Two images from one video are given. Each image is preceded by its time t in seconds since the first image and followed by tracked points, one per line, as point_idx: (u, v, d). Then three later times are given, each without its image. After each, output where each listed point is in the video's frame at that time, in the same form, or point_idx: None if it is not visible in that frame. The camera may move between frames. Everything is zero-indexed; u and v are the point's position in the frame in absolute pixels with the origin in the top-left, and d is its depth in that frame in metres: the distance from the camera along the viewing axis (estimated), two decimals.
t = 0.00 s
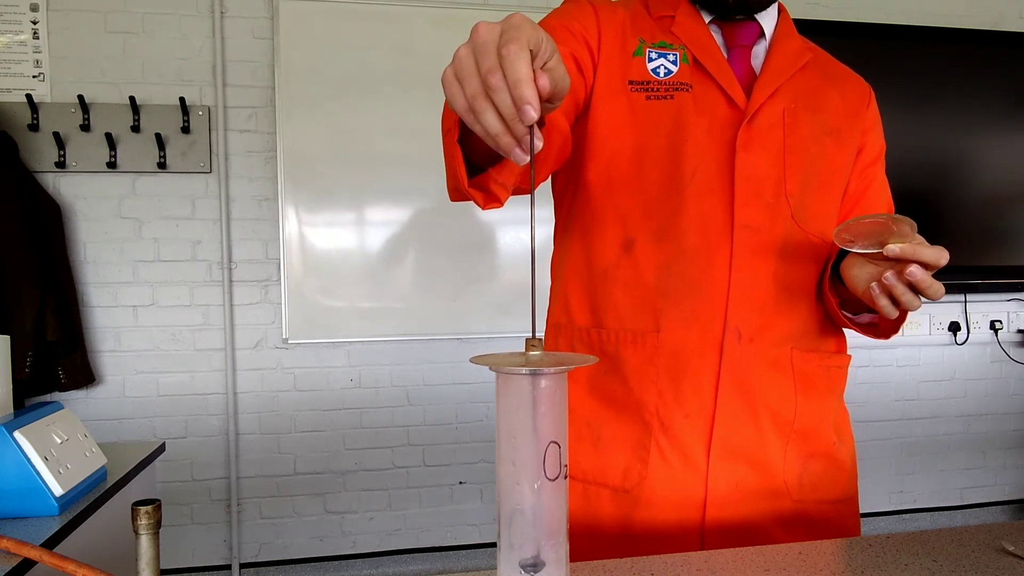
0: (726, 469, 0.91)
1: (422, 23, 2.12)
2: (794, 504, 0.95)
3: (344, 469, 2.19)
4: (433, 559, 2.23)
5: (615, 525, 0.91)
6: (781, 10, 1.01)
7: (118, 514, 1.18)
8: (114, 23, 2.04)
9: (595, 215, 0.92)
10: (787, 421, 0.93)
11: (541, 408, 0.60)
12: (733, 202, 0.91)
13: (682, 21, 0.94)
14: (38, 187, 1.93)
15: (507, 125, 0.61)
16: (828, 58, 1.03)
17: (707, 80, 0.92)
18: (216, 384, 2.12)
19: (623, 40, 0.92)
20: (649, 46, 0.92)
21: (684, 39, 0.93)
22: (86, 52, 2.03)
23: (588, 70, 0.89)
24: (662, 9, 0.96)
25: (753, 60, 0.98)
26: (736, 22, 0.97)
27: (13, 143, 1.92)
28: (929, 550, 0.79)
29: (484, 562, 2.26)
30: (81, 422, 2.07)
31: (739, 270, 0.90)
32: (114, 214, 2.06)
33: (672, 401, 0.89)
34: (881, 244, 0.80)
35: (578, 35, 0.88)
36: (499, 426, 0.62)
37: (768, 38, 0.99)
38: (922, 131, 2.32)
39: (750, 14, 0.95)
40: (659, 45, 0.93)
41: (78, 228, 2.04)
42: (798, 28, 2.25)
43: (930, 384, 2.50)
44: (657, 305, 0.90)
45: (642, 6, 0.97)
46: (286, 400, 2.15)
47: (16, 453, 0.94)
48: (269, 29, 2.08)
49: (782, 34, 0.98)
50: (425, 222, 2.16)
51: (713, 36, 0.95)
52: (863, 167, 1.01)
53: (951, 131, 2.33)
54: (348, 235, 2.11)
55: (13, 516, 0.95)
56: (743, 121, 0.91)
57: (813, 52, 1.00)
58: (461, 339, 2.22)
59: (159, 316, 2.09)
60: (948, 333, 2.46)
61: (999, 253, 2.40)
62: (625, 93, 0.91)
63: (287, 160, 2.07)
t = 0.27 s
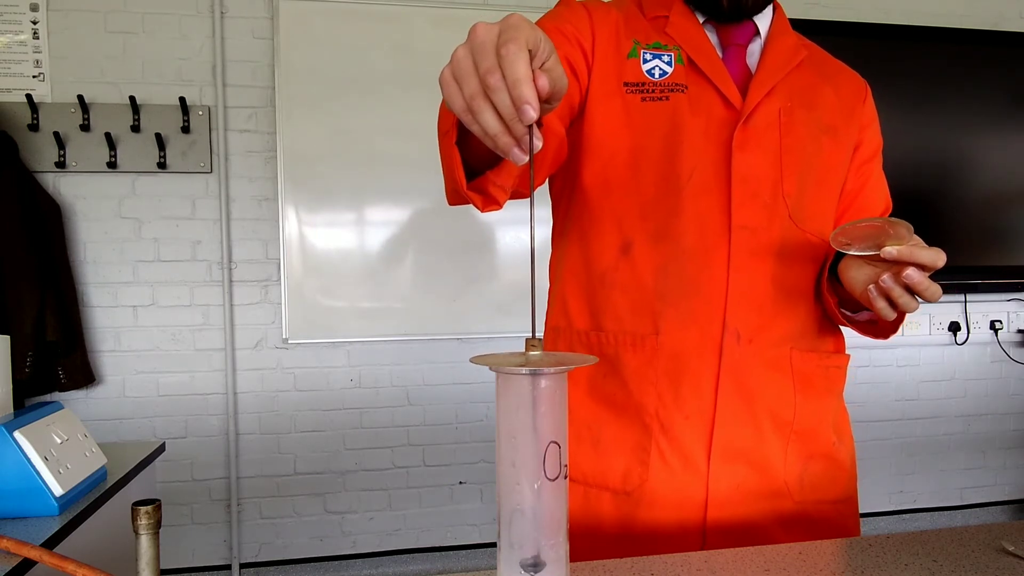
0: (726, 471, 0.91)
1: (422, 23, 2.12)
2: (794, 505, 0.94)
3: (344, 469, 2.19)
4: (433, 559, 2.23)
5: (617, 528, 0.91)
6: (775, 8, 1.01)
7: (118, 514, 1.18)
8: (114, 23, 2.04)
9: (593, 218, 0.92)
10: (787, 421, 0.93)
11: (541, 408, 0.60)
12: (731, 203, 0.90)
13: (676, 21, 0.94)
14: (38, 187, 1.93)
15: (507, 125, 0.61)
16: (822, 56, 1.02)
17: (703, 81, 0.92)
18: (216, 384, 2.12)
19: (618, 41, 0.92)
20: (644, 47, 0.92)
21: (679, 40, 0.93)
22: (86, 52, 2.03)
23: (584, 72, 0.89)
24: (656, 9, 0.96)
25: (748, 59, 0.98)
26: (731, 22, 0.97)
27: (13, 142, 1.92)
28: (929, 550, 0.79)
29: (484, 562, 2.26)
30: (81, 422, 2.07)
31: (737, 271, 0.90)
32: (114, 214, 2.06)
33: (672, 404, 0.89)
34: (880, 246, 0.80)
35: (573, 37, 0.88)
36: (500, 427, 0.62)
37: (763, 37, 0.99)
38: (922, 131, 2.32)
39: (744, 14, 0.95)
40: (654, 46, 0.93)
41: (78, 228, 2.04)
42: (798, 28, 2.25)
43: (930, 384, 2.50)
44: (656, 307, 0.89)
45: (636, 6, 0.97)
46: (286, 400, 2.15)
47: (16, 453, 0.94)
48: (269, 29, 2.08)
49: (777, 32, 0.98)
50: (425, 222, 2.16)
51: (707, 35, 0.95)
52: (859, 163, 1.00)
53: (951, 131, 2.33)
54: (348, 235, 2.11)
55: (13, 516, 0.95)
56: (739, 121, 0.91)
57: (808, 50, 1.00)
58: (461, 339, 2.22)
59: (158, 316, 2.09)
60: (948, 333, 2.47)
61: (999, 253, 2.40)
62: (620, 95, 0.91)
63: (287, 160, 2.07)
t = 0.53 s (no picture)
0: (726, 474, 0.91)
1: (422, 23, 2.12)
2: (795, 506, 0.94)
3: (344, 469, 2.19)
4: (433, 559, 2.23)
5: (619, 533, 0.91)
6: (766, 3, 1.01)
7: (118, 513, 1.18)
8: (114, 23, 2.04)
9: (589, 221, 0.92)
10: (786, 422, 0.93)
11: (541, 408, 0.60)
12: (727, 205, 0.90)
13: (666, 20, 0.94)
14: (38, 187, 1.93)
15: (511, 125, 0.61)
16: (815, 50, 1.02)
17: (694, 80, 0.92)
18: (216, 384, 2.12)
19: (608, 43, 0.92)
20: (635, 48, 0.92)
21: (669, 39, 0.93)
22: (86, 52, 2.03)
23: (574, 75, 0.89)
24: (646, 8, 0.96)
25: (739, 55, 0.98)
26: (721, 18, 0.96)
27: (13, 143, 1.92)
28: (929, 550, 0.79)
29: (484, 562, 2.26)
30: (81, 422, 2.07)
31: (733, 272, 0.90)
32: (114, 214, 2.06)
33: (671, 407, 0.89)
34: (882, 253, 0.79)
35: (562, 41, 0.88)
36: (500, 426, 0.62)
37: (755, 32, 0.99)
38: (922, 130, 2.32)
39: (733, 10, 0.94)
40: (644, 46, 0.93)
41: (78, 228, 2.04)
42: (798, 28, 2.25)
43: (930, 384, 2.50)
44: (653, 311, 0.89)
45: (626, 6, 0.97)
46: (286, 400, 2.15)
47: (16, 453, 0.94)
48: (269, 29, 2.08)
49: (768, 27, 0.98)
50: (425, 222, 2.16)
51: (698, 33, 0.95)
52: (854, 157, 1.00)
53: (951, 131, 2.33)
54: (348, 235, 2.11)
55: (13, 516, 0.95)
56: (731, 121, 0.91)
57: (800, 45, 1.00)
58: (461, 339, 2.22)
59: (158, 316, 2.09)
60: (948, 333, 2.46)
61: (999, 253, 2.40)
62: (611, 97, 0.91)
63: (287, 160, 2.07)
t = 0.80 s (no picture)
0: (726, 477, 0.91)
1: (422, 23, 2.12)
2: (795, 506, 0.95)
3: (344, 469, 2.19)
4: (433, 559, 2.23)
5: (620, 539, 0.91)
6: None
7: (119, 513, 1.18)
8: (114, 23, 2.04)
9: (583, 226, 0.92)
10: (784, 422, 0.93)
11: (541, 408, 0.60)
12: (720, 207, 0.90)
13: (654, 19, 0.94)
14: (38, 187, 1.93)
15: (509, 124, 0.61)
16: (802, 45, 1.02)
17: (684, 80, 0.92)
18: (216, 384, 2.12)
19: (597, 45, 0.92)
20: (623, 49, 0.92)
21: (658, 39, 0.92)
22: (86, 52, 2.03)
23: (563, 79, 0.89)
24: (634, 7, 0.96)
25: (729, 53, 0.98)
26: (709, 17, 0.97)
27: (13, 143, 1.92)
28: (929, 550, 0.79)
29: (484, 562, 2.26)
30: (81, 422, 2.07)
31: (728, 274, 0.90)
32: (113, 214, 2.06)
33: (668, 412, 0.89)
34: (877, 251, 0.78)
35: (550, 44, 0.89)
36: (499, 426, 0.62)
37: (744, 28, 0.99)
38: (922, 130, 2.32)
39: (721, 8, 0.94)
40: (633, 47, 0.93)
41: (78, 228, 2.04)
42: (798, 28, 2.25)
43: (930, 384, 2.50)
44: (648, 315, 0.90)
45: (613, 6, 0.97)
46: (286, 400, 2.15)
47: (16, 453, 0.94)
48: (269, 29, 2.08)
49: (756, 24, 0.98)
50: (425, 222, 2.16)
51: (686, 31, 0.95)
52: (846, 153, 1.00)
53: (950, 131, 2.33)
54: (348, 235, 2.11)
55: (13, 516, 0.95)
56: (722, 121, 0.91)
57: (789, 41, 1.00)
58: (461, 339, 2.22)
59: (159, 316, 2.09)
60: (948, 333, 2.46)
61: (999, 253, 2.40)
62: (601, 99, 0.92)
63: (287, 160, 2.07)
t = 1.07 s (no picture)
0: (723, 479, 0.91)
1: (422, 23, 2.12)
2: (792, 508, 0.95)
3: (344, 469, 2.19)
4: (432, 559, 2.23)
5: (619, 542, 0.91)
6: None
7: (119, 513, 1.18)
8: (114, 23, 2.04)
9: (578, 229, 0.93)
10: (780, 423, 0.93)
11: (541, 408, 0.60)
12: (713, 208, 0.91)
13: (643, 19, 0.94)
14: (38, 187, 1.93)
15: (510, 121, 0.61)
16: (791, 42, 1.02)
17: (675, 80, 0.92)
18: (216, 384, 2.12)
19: (586, 47, 0.93)
20: (613, 50, 0.93)
21: (647, 40, 0.93)
22: (86, 52, 2.03)
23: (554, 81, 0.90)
24: (623, 8, 0.96)
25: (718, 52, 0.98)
26: (698, 16, 0.97)
27: (13, 143, 1.92)
28: (929, 550, 0.79)
29: (484, 562, 2.26)
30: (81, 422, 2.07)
31: (723, 275, 0.90)
32: (114, 214, 2.06)
33: (664, 414, 0.89)
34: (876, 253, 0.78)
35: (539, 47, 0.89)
36: (500, 426, 0.62)
37: (732, 27, 0.99)
38: (922, 130, 2.32)
39: (710, 7, 0.95)
40: (623, 48, 0.93)
41: (78, 228, 2.04)
42: (798, 28, 2.25)
43: (930, 384, 2.50)
44: (643, 318, 0.90)
45: (602, 6, 0.98)
46: (286, 400, 2.15)
47: (16, 453, 0.94)
48: (269, 29, 2.08)
49: (745, 22, 0.98)
50: (425, 221, 2.16)
51: (675, 30, 0.95)
52: (837, 150, 1.00)
53: (950, 131, 2.33)
54: (348, 235, 2.11)
55: (13, 516, 0.95)
56: (713, 121, 0.91)
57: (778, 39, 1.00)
58: (461, 339, 2.22)
59: (159, 316, 2.09)
60: (948, 333, 2.46)
61: (999, 253, 2.40)
62: (592, 101, 0.92)
63: (287, 160, 2.07)
